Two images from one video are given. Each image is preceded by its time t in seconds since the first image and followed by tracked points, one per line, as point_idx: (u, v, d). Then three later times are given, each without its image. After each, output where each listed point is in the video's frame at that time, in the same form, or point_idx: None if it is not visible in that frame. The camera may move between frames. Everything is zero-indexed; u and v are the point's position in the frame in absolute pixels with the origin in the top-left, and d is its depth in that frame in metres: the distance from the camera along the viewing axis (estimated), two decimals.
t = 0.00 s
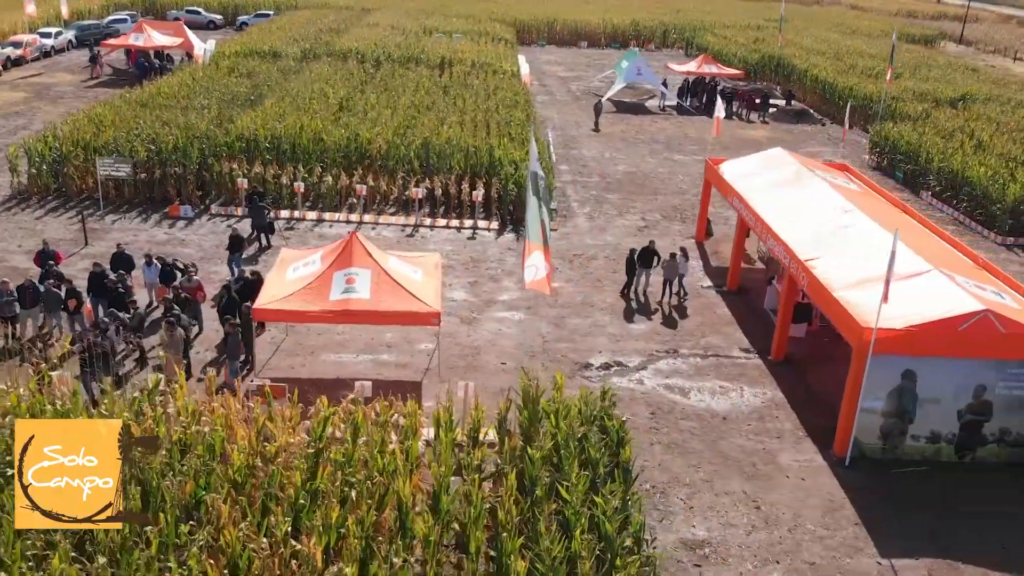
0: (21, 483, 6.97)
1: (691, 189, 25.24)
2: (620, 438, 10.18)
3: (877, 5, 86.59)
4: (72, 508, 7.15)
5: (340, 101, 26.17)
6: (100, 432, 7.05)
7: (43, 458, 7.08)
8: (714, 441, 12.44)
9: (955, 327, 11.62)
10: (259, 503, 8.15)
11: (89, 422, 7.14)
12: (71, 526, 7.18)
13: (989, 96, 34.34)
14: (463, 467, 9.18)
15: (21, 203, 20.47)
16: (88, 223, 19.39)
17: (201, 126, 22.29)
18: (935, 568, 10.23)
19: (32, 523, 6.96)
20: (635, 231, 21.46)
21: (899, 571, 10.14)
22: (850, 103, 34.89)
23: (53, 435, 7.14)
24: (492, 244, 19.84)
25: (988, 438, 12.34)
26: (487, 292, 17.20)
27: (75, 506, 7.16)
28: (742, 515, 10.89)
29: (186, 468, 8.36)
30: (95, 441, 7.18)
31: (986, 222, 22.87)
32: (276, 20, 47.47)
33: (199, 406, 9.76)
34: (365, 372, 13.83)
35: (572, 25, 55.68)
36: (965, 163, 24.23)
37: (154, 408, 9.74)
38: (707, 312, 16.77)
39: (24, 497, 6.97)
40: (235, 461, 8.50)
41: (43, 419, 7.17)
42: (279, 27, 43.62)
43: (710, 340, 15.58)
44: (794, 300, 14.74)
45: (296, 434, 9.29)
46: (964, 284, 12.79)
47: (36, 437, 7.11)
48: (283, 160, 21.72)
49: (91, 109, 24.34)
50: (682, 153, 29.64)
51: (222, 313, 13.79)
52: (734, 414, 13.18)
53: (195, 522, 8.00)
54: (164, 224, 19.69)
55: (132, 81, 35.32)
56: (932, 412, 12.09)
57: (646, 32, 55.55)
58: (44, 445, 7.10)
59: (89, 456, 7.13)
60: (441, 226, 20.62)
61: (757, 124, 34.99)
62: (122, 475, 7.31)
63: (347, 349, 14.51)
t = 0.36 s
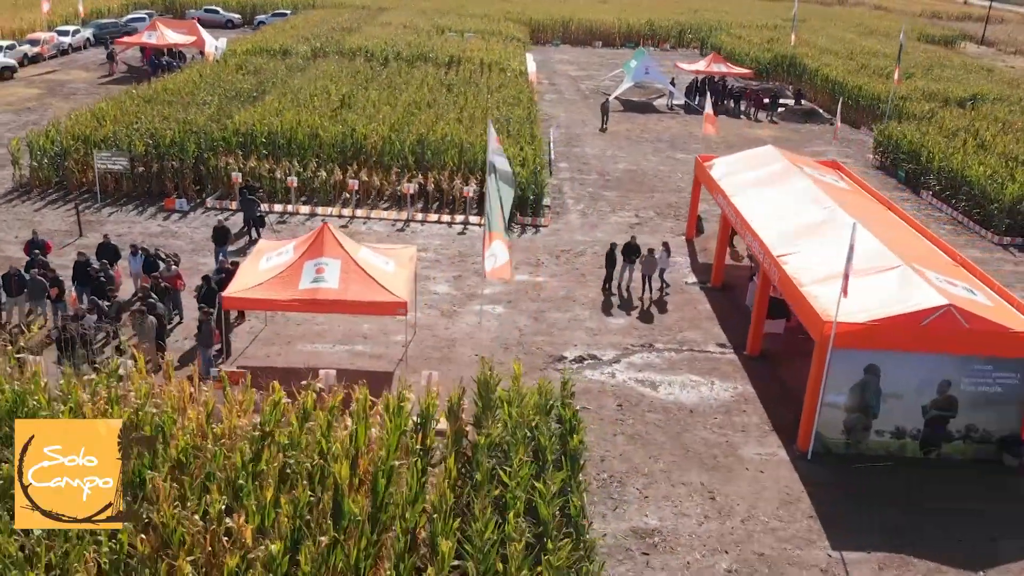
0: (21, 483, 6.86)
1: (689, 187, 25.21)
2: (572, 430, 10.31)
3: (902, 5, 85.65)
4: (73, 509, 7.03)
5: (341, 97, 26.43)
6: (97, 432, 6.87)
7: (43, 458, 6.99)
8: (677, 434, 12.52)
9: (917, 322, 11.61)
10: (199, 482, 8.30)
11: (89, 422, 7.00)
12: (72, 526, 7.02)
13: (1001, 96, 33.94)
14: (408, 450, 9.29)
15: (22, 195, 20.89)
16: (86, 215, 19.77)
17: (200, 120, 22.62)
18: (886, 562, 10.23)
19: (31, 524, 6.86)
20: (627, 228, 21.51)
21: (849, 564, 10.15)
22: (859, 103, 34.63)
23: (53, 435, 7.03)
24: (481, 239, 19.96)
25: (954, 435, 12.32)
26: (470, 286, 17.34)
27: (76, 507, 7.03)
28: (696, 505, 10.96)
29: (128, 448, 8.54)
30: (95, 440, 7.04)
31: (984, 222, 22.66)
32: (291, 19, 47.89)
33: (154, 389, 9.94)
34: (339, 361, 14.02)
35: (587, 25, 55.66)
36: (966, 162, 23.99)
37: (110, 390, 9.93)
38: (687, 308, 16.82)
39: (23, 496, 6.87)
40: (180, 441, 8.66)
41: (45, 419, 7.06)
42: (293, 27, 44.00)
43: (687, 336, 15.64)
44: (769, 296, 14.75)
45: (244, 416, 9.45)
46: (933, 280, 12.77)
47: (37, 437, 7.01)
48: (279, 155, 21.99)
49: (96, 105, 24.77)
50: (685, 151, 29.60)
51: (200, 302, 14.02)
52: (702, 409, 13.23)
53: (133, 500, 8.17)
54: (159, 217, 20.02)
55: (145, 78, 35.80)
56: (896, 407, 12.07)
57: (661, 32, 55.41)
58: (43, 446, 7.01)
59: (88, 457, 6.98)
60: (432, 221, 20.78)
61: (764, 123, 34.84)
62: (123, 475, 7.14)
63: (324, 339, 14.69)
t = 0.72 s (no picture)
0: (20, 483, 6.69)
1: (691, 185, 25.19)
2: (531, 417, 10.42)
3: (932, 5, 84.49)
4: (74, 509, 6.89)
5: (347, 94, 26.72)
6: (98, 433, 6.72)
7: (43, 458, 6.84)
8: (645, 427, 12.61)
9: (885, 318, 11.59)
10: (149, 459, 8.50)
11: (87, 422, 6.84)
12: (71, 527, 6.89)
13: (1017, 97, 33.50)
14: (361, 431, 9.42)
15: (30, 187, 21.40)
16: (89, 207, 20.22)
17: (204, 115, 23.00)
18: (841, 555, 10.24)
19: (31, 525, 6.69)
20: (624, 224, 21.56)
21: (803, 556, 10.16)
22: (872, 103, 34.34)
23: (51, 435, 6.87)
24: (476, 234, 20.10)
25: (924, 432, 12.27)
26: (458, 279, 17.50)
27: (77, 506, 6.89)
28: (657, 496, 11.04)
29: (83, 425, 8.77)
30: (94, 440, 6.91)
31: (987, 222, 22.42)
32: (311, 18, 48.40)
33: (120, 370, 10.18)
34: (319, 350, 14.25)
35: (607, 25, 55.65)
36: (971, 162, 23.72)
37: (76, 370, 10.18)
38: (673, 304, 16.89)
39: (23, 497, 6.70)
40: (134, 421, 8.88)
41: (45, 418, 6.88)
42: (311, 25, 44.44)
43: (669, 331, 15.71)
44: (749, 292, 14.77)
45: (203, 397, 9.66)
46: (908, 277, 12.73)
47: (36, 437, 6.83)
48: (280, 150, 22.31)
49: (107, 100, 25.28)
50: (692, 150, 29.56)
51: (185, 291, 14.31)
52: (674, 403, 13.31)
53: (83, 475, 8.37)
54: (161, 209, 20.43)
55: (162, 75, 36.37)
56: (865, 402, 12.05)
57: (682, 32, 55.24)
58: (43, 445, 6.84)
59: (89, 456, 6.84)
60: (428, 216, 20.95)
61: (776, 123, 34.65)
62: (124, 474, 6.99)
63: (308, 329, 14.93)
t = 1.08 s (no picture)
0: (21, 482, 6.91)
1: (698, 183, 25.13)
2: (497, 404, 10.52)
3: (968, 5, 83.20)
4: (73, 507, 7.13)
5: (358, 91, 27.00)
6: (99, 433, 6.97)
7: (43, 458, 7.06)
8: (622, 419, 12.69)
9: (860, 313, 11.57)
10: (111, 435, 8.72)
11: (87, 423, 7.08)
12: (70, 526, 7.10)
13: None
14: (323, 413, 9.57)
15: (44, 178, 21.92)
16: (99, 198, 20.68)
17: (215, 110, 23.39)
18: (804, 547, 10.25)
19: (32, 523, 6.92)
20: (626, 221, 21.59)
21: (765, 547, 10.18)
22: (890, 103, 34.01)
23: (52, 435, 7.10)
24: (476, 229, 20.25)
25: (901, 429, 12.22)
26: (453, 273, 17.66)
27: (76, 505, 7.14)
28: (625, 486, 11.12)
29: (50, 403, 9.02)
30: (94, 441, 7.15)
31: (996, 223, 22.15)
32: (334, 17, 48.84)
33: (96, 352, 10.43)
34: (307, 339, 14.49)
35: (631, 24, 55.53)
36: (982, 162, 23.45)
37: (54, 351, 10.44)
38: (664, 300, 16.93)
39: (23, 495, 6.93)
40: (102, 399, 9.13)
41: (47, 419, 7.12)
42: (334, 24, 44.90)
43: (657, 326, 15.76)
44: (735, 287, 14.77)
45: (172, 379, 9.87)
46: (888, 273, 12.70)
47: (37, 437, 7.06)
48: (287, 145, 22.63)
49: (123, 95, 25.78)
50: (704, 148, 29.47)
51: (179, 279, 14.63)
52: (653, 396, 13.37)
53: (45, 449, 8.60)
54: (169, 201, 20.84)
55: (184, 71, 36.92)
56: (840, 397, 12.04)
57: (706, 32, 54.99)
58: (44, 445, 7.07)
59: (89, 456, 7.08)
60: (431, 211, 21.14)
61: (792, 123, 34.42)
62: (122, 474, 7.26)
63: (298, 318, 15.18)
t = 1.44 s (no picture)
0: (21, 483, 6.54)
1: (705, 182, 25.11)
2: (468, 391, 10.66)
3: (1002, 5, 82.01)
4: (73, 508, 6.76)
5: (370, 88, 27.29)
6: (99, 434, 6.57)
7: (43, 457, 6.66)
8: (602, 412, 12.80)
9: (838, 308, 11.58)
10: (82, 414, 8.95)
11: (88, 422, 6.67)
12: (71, 527, 6.76)
13: None
14: (292, 394, 9.73)
15: (59, 171, 22.43)
16: (110, 191, 21.14)
17: (226, 106, 23.78)
18: (771, 539, 10.30)
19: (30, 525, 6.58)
20: (629, 218, 21.65)
21: (731, 538, 10.24)
22: (908, 104, 33.71)
23: (53, 434, 6.69)
24: (477, 224, 20.42)
25: (881, 425, 12.22)
26: (450, 267, 17.84)
27: (77, 506, 6.77)
28: (598, 476, 11.23)
29: (28, 382, 9.30)
30: (95, 440, 6.77)
31: (1004, 224, 21.93)
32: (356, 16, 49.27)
33: (81, 334, 10.71)
34: (299, 328, 14.74)
35: (653, 24, 55.42)
36: (992, 162, 23.20)
37: (40, 333, 10.73)
38: (658, 296, 17.01)
39: (22, 497, 6.56)
40: (79, 378, 9.39)
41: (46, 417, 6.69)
42: (356, 23, 45.33)
43: (648, 322, 15.83)
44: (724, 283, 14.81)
45: (150, 363, 10.11)
46: (872, 270, 12.71)
47: (37, 436, 6.64)
48: (296, 141, 22.95)
49: (140, 91, 26.27)
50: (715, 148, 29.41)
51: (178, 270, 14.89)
52: (636, 390, 13.47)
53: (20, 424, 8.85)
54: (178, 195, 21.25)
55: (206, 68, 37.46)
56: (819, 393, 12.06)
57: (728, 32, 54.74)
58: (44, 445, 6.67)
59: (90, 457, 6.72)
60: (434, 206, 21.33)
61: (808, 123, 34.22)
62: (124, 474, 6.88)
63: (293, 309, 15.44)
